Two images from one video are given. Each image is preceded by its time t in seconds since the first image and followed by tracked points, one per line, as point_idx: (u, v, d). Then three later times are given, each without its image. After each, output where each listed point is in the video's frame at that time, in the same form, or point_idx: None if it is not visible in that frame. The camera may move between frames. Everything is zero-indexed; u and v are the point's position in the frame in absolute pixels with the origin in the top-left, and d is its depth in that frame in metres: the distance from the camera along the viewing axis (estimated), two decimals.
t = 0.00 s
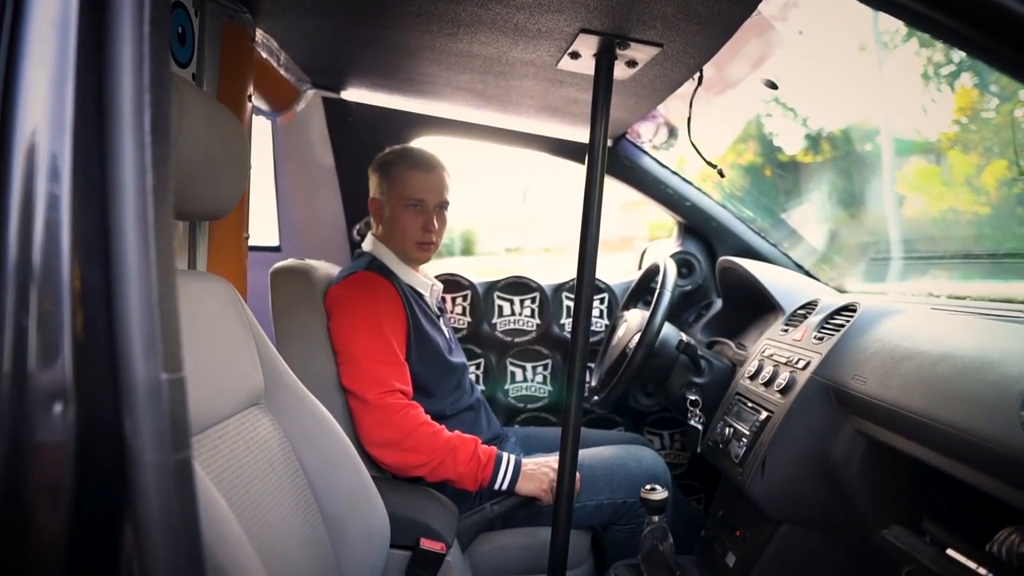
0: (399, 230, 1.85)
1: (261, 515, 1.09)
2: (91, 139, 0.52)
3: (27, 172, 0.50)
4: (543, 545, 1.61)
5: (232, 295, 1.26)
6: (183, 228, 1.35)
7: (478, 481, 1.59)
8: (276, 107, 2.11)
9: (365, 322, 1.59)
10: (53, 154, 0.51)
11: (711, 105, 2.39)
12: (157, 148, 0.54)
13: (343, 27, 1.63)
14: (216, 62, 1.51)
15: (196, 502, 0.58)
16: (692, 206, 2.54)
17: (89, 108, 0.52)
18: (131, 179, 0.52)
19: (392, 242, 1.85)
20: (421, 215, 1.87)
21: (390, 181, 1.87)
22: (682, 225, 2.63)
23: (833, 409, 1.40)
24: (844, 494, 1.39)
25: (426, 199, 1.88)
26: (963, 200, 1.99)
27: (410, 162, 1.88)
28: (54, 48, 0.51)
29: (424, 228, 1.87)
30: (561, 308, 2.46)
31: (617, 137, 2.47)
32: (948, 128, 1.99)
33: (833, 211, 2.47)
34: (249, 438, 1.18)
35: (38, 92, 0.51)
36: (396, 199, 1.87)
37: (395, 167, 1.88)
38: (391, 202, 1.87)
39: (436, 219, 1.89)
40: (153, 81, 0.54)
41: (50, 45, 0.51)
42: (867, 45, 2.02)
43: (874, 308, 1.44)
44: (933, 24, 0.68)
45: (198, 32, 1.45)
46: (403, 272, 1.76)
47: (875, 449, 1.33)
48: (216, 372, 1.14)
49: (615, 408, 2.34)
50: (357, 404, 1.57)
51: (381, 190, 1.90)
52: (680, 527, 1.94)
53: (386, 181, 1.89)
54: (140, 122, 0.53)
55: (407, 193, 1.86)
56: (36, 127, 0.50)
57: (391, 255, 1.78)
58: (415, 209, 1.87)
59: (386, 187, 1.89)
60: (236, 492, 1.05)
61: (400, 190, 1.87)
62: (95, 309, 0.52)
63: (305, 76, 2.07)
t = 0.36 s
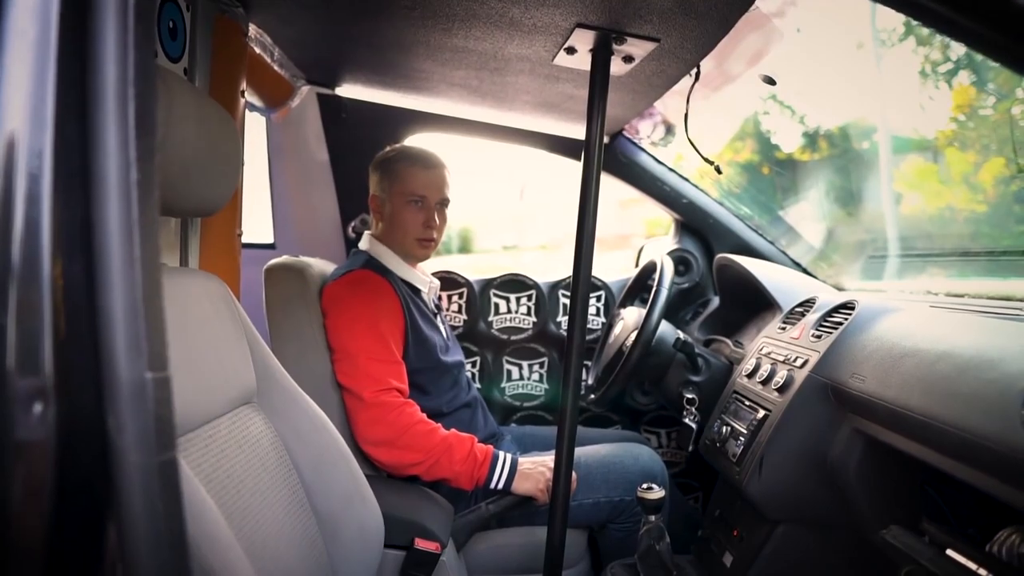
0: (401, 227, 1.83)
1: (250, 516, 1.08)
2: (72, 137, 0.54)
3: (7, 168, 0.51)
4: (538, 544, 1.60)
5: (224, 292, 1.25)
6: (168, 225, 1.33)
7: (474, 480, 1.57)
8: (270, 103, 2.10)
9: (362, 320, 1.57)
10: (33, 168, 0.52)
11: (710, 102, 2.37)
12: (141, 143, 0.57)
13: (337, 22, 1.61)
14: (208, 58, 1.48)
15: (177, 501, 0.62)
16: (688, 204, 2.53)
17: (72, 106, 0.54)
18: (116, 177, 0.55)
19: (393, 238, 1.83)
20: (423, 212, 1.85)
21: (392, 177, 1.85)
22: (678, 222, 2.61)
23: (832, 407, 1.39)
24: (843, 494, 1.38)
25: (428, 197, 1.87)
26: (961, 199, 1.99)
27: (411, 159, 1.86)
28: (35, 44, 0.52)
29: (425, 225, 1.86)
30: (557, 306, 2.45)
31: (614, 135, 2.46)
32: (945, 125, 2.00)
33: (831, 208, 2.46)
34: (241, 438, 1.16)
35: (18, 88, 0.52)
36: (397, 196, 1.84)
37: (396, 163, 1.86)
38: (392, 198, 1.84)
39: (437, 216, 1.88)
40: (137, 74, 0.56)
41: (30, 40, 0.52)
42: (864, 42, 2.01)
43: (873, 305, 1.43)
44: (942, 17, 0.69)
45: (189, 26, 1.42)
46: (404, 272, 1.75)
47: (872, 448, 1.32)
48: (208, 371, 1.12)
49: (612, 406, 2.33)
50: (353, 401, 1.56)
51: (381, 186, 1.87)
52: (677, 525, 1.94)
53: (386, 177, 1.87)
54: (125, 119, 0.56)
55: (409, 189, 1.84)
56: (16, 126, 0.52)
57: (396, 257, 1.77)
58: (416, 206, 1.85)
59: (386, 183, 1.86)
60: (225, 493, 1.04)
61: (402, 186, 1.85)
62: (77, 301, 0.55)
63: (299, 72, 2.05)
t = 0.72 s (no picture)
0: (399, 227, 1.82)
1: (242, 518, 1.06)
2: (52, 132, 0.55)
3: None
4: (536, 544, 1.58)
5: (216, 290, 1.22)
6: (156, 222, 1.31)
7: (470, 480, 1.55)
8: (265, 99, 2.08)
9: (357, 319, 1.55)
10: (10, 169, 0.54)
11: (707, 97, 2.34)
12: (124, 135, 0.58)
13: (332, 15, 1.59)
14: (201, 51, 1.45)
15: (164, 502, 0.62)
16: (687, 200, 2.51)
17: (53, 99, 0.55)
18: (96, 170, 0.56)
19: (390, 238, 1.82)
20: (420, 211, 1.83)
21: (388, 176, 1.83)
22: (678, 219, 2.59)
23: (833, 406, 1.37)
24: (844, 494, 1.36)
25: (425, 194, 1.84)
26: (959, 195, 1.96)
27: (406, 156, 1.83)
28: (13, 44, 0.54)
29: (423, 223, 1.84)
30: (554, 304, 2.42)
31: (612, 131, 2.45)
32: (944, 122, 1.97)
33: (830, 206, 2.45)
34: (232, 438, 1.14)
35: None
36: (393, 195, 1.82)
37: (391, 160, 1.83)
38: (389, 198, 1.82)
39: (434, 213, 1.86)
40: (121, 64, 0.57)
41: (8, 40, 0.54)
42: (863, 39, 1.98)
43: (875, 303, 1.41)
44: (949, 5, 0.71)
45: (180, 19, 1.39)
46: (402, 272, 1.72)
47: (873, 447, 1.30)
48: (199, 369, 1.10)
49: (611, 404, 2.31)
50: (347, 403, 1.54)
51: (376, 184, 1.85)
52: (676, 525, 1.92)
53: (381, 175, 1.84)
54: (107, 110, 0.56)
55: (406, 188, 1.82)
56: None
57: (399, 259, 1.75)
58: (413, 204, 1.83)
59: (382, 181, 1.84)
60: (216, 495, 1.02)
61: (397, 184, 1.82)
62: (57, 297, 0.56)
63: (294, 67, 2.03)
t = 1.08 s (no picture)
0: (401, 228, 1.79)
1: (234, 529, 1.03)
2: (31, 133, 0.53)
3: None
4: (534, 551, 1.56)
5: (208, 293, 1.20)
6: (143, 224, 1.28)
7: (467, 487, 1.53)
8: (260, 99, 2.05)
9: (352, 325, 1.53)
10: None
11: (706, 97, 2.30)
12: (107, 136, 0.55)
13: (327, 14, 1.57)
14: (194, 50, 1.42)
15: (147, 518, 0.60)
16: (687, 202, 2.49)
17: (31, 100, 0.53)
18: (76, 174, 0.54)
19: (392, 239, 1.79)
20: (423, 213, 1.81)
21: (391, 176, 1.80)
22: (677, 221, 2.58)
23: (836, 413, 1.35)
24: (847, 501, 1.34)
25: (429, 196, 1.82)
26: (959, 195, 1.94)
27: (411, 157, 1.81)
28: None
29: (426, 225, 1.82)
30: (553, 306, 2.40)
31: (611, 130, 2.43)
32: (944, 122, 1.94)
33: (829, 206, 2.43)
34: (225, 446, 1.12)
35: None
36: (396, 195, 1.80)
37: (395, 161, 1.81)
38: (392, 199, 1.80)
39: (437, 216, 1.84)
40: (103, 62, 0.55)
41: None
42: (863, 38, 1.99)
43: (878, 306, 1.39)
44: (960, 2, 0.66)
45: (172, 18, 1.37)
46: (402, 275, 1.69)
47: (877, 454, 1.28)
48: (191, 376, 1.08)
49: (610, 407, 2.29)
50: (341, 410, 1.51)
51: (378, 184, 1.82)
52: (676, 529, 1.90)
53: (384, 176, 1.82)
54: (89, 110, 0.54)
55: (410, 189, 1.80)
56: None
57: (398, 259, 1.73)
58: (416, 206, 1.80)
59: (385, 182, 1.81)
60: (207, 506, 1.00)
61: (401, 185, 1.80)
62: (36, 306, 0.54)
63: (290, 66, 2.01)
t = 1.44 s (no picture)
0: (406, 228, 1.76)
1: (224, 543, 1.01)
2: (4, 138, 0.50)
3: None
4: (533, 559, 1.53)
5: (200, 299, 1.17)
6: (132, 226, 1.25)
7: (466, 493, 1.50)
8: (255, 99, 2.02)
9: (353, 327, 1.51)
10: None
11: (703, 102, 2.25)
12: (86, 140, 0.52)
13: (323, 13, 1.54)
14: (186, 49, 1.39)
15: (128, 540, 0.58)
16: (689, 203, 2.46)
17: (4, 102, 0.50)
18: (52, 180, 0.50)
19: (396, 238, 1.75)
20: (429, 212, 1.78)
21: (397, 175, 1.77)
22: (678, 222, 2.55)
23: (843, 420, 1.32)
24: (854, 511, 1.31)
25: (435, 196, 1.80)
26: (959, 195, 1.93)
27: (417, 157, 1.79)
28: None
29: (431, 225, 1.79)
30: (553, 309, 2.38)
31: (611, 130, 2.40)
32: (944, 121, 1.93)
33: (830, 206, 2.40)
34: (217, 457, 1.09)
35: None
36: (401, 194, 1.77)
37: (400, 161, 1.78)
38: (398, 197, 1.76)
39: (442, 216, 1.81)
40: (82, 62, 0.52)
41: None
42: (863, 37, 1.93)
43: (882, 313, 1.36)
44: None
45: (163, 16, 1.34)
46: (401, 277, 1.67)
47: (886, 462, 1.26)
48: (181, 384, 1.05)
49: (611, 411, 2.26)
50: (338, 413, 1.48)
51: (382, 183, 1.78)
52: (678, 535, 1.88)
53: (387, 175, 1.78)
54: (66, 112, 0.51)
55: (417, 188, 1.77)
56: None
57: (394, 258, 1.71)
58: (423, 205, 1.78)
59: (389, 181, 1.78)
60: (196, 520, 0.97)
61: (407, 184, 1.77)
62: (8, 319, 0.51)
63: (286, 66, 1.98)
